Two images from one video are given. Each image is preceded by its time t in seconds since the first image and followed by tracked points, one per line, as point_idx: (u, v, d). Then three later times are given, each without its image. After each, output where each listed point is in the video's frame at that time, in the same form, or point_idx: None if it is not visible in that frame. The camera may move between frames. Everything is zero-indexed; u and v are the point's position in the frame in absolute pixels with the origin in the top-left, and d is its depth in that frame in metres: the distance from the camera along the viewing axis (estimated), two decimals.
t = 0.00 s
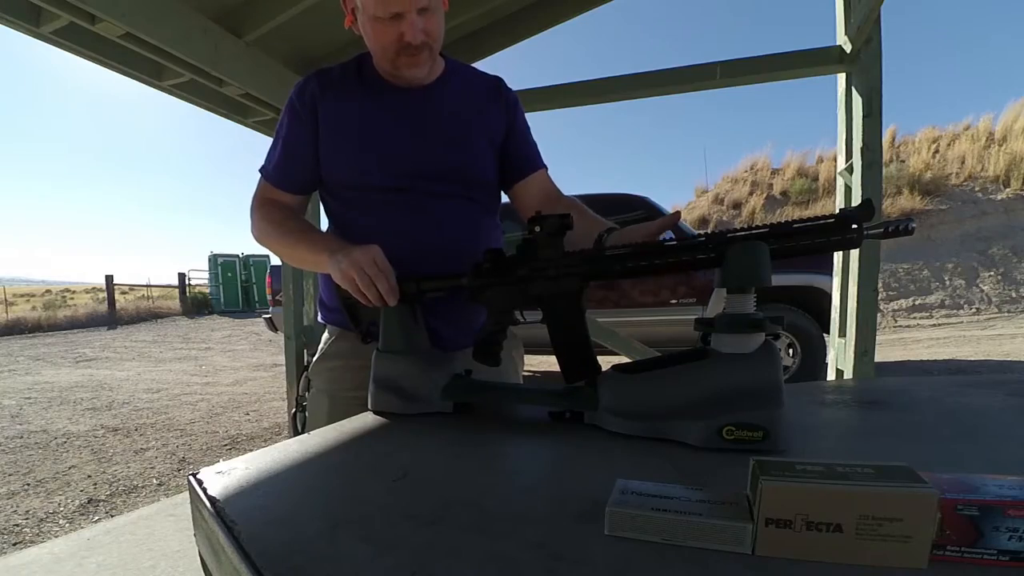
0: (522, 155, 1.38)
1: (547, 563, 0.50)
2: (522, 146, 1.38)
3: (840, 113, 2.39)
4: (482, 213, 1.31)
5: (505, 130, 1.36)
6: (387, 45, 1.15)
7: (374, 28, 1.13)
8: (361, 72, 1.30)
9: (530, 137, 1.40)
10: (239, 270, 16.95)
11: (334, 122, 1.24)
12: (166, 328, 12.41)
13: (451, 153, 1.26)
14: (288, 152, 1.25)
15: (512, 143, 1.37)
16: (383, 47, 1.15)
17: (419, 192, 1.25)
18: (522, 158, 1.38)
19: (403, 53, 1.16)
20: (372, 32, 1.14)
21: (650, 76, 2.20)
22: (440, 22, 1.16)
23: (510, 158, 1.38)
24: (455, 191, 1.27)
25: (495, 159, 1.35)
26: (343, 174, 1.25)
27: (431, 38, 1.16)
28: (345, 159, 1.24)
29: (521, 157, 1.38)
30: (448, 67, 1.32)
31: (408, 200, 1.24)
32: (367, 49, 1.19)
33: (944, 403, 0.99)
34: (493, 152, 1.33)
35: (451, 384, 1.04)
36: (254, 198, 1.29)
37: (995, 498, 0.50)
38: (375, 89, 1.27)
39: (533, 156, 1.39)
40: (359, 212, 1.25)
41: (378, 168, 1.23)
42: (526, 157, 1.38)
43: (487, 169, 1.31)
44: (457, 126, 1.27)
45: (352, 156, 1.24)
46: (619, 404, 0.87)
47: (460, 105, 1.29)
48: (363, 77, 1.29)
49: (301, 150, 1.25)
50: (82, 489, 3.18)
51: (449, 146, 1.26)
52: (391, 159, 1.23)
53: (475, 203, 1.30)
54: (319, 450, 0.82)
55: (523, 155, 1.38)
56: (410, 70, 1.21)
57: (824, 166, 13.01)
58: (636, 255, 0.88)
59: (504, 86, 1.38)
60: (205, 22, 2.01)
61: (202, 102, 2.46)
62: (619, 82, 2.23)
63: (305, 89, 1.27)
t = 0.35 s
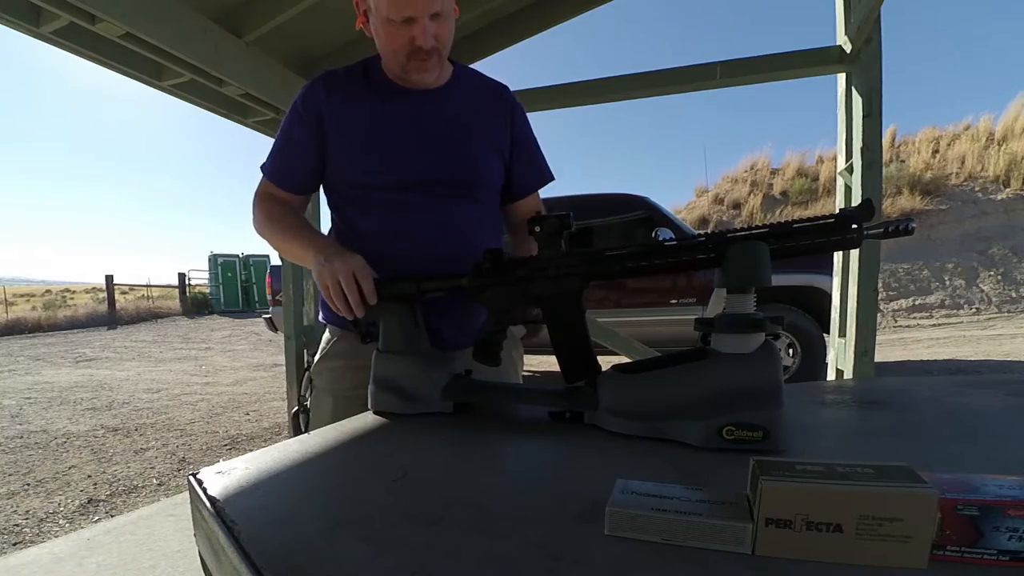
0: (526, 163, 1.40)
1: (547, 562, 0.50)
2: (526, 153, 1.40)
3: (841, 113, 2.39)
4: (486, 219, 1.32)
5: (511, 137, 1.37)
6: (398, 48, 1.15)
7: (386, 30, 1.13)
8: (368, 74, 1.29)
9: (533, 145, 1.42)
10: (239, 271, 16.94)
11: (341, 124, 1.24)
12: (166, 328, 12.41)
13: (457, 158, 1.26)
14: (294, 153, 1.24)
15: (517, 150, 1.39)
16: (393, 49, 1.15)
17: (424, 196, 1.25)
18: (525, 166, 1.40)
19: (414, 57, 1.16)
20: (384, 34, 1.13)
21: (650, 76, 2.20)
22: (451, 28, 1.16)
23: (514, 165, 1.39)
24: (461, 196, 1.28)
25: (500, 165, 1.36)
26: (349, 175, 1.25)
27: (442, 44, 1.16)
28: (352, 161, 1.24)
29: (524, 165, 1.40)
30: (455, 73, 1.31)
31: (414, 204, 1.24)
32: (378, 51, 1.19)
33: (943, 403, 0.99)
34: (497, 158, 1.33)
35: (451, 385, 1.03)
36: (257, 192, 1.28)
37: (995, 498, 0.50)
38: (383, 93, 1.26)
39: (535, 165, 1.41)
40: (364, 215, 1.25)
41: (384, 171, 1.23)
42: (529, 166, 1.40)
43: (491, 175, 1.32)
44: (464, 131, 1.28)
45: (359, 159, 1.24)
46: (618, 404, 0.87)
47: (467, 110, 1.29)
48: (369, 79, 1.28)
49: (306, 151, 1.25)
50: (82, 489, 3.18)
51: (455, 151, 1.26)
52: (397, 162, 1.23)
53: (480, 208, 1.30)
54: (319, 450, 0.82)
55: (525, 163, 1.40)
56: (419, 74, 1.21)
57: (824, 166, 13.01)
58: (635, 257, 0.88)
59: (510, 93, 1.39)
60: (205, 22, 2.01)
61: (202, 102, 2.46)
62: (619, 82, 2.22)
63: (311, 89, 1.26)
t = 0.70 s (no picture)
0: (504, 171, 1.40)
1: (547, 563, 0.50)
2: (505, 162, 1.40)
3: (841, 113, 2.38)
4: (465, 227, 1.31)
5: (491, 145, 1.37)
6: (372, 50, 1.15)
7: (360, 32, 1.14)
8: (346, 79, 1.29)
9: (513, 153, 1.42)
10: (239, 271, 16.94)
11: (320, 127, 1.23)
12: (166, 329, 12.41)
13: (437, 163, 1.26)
14: (273, 155, 1.23)
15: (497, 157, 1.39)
16: (367, 51, 1.16)
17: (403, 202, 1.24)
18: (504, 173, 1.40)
19: (387, 58, 1.16)
20: (357, 36, 1.14)
21: (649, 76, 2.19)
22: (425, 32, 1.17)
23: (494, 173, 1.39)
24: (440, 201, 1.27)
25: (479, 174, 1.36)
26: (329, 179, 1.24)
27: (416, 47, 1.17)
28: (332, 165, 1.24)
29: (504, 172, 1.40)
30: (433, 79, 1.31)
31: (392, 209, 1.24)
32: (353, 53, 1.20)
33: (944, 403, 0.99)
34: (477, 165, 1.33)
35: (451, 384, 1.03)
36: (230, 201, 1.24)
37: (995, 498, 0.50)
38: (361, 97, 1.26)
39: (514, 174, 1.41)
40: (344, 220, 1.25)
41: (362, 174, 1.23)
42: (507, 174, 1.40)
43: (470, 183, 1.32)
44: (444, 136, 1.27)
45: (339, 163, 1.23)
46: (618, 404, 0.87)
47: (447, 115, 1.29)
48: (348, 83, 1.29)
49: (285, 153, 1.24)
50: (82, 489, 3.18)
51: (435, 156, 1.26)
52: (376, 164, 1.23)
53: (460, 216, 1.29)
54: (319, 450, 0.82)
55: (504, 171, 1.40)
56: (392, 77, 1.21)
57: (824, 165, 13.00)
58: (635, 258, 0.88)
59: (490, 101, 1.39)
60: (205, 22, 2.01)
61: (202, 102, 2.46)
62: (618, 82, 2.22)
63: (290, 92, 1.26)
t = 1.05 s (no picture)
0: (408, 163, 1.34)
1: (547, 563, 0.50)
2: (409, 153, 1.34)
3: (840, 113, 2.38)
4: (367, 225, 1.26)
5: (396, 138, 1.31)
6: (235, 44, 1.06)
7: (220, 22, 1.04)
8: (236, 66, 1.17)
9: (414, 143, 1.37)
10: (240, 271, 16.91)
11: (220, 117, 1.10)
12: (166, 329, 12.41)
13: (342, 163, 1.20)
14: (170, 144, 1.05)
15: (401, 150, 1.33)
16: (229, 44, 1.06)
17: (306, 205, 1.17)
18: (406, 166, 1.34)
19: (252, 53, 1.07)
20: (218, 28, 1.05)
21: (649, 75, 2.19)
22: (298, 27, 1.08)
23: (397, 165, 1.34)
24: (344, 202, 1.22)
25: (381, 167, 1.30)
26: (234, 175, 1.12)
27: (283, 43, 1.07)
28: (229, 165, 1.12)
29: (406, 164, 1.34)
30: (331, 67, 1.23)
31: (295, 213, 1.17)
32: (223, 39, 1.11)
33: (944, 402, 0.99)
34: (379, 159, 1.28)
35: (451, 384, 1.03)
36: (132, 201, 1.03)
37: (995, 499, 0.50)
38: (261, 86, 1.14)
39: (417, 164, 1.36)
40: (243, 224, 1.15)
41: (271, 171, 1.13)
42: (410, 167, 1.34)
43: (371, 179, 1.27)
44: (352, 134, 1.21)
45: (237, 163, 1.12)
46: (618, 404, 0.87)
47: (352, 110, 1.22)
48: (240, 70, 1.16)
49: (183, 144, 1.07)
50: (82, 489, 3.18)
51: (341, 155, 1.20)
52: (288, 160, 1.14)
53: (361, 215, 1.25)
54: (319, 450, 0.82)
55: (407, 162, 1.34)
56: (264, 69, 1.12)
57: (824, 165, 12.99)
58: (635, 257, 0.88)
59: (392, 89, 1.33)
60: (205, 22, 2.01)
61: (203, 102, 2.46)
62: (618, 82, 2.22)
63: (180, 78, 1.11)
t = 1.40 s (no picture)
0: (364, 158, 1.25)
1: (546, 563, 0.50)
2: (364, 147, 1.25)
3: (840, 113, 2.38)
4: (327, 225, 1.15)
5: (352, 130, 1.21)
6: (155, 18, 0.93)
7: None
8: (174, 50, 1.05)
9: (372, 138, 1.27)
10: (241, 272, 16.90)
11: (157, 111, 1.00)
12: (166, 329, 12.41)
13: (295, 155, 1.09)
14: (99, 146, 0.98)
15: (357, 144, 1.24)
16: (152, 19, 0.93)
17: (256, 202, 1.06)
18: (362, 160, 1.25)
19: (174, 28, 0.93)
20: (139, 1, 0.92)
21: (649, 75, 2.19)
22: None
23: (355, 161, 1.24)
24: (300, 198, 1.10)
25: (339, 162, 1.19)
26: (176, 174, 1.03)
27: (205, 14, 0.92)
28: (169, 161, 1.02)
29: (361, 159, 1.25)
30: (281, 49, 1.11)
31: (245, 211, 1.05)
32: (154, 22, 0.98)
33: (945, 403, 0.99)
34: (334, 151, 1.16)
35: (452, 384, 1.03)
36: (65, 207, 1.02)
37: (995, 499, 0.50)
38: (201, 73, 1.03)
39: (373, 160, 1.27)
40: (186, 226, 1.04)
41: (216, 168, 1.03)
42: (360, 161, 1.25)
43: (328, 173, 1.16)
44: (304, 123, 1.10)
45: (178, 159, 1.02)
46: (618, 404, 0.87)
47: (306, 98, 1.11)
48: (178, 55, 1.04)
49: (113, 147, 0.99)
50: (82, 489, 3.18)
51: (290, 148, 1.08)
52: (234, 156, 1.04)
53: (318, 214, 1.13)
54: (320, 450, 0.82)
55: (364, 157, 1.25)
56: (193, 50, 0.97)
57: (824, 165, 12.98)
58: (636, 257, 0.88)
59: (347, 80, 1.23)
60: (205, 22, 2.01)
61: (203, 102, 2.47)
62: (618, 82, 2.22)
63: (109, 66, 0.99)
